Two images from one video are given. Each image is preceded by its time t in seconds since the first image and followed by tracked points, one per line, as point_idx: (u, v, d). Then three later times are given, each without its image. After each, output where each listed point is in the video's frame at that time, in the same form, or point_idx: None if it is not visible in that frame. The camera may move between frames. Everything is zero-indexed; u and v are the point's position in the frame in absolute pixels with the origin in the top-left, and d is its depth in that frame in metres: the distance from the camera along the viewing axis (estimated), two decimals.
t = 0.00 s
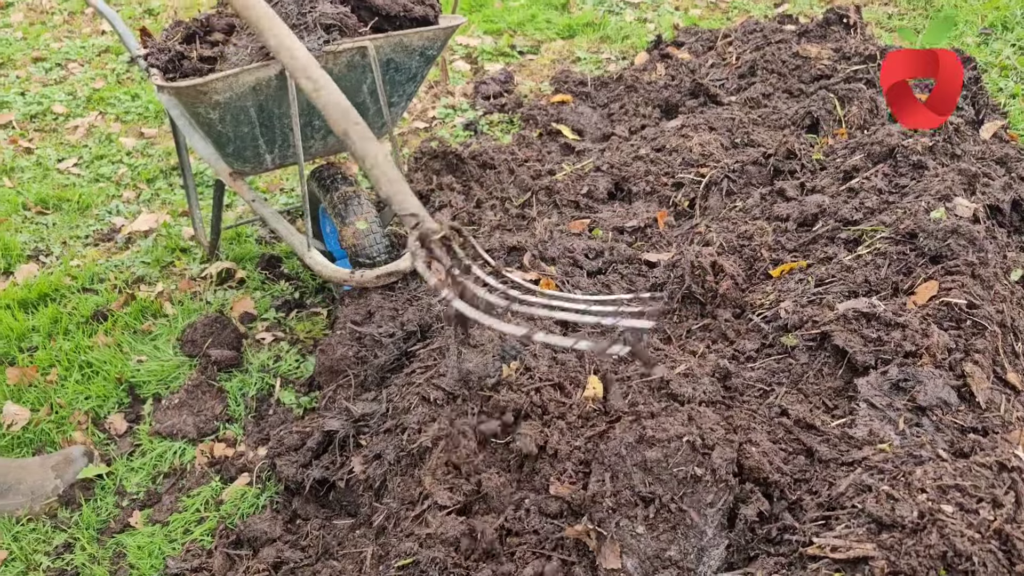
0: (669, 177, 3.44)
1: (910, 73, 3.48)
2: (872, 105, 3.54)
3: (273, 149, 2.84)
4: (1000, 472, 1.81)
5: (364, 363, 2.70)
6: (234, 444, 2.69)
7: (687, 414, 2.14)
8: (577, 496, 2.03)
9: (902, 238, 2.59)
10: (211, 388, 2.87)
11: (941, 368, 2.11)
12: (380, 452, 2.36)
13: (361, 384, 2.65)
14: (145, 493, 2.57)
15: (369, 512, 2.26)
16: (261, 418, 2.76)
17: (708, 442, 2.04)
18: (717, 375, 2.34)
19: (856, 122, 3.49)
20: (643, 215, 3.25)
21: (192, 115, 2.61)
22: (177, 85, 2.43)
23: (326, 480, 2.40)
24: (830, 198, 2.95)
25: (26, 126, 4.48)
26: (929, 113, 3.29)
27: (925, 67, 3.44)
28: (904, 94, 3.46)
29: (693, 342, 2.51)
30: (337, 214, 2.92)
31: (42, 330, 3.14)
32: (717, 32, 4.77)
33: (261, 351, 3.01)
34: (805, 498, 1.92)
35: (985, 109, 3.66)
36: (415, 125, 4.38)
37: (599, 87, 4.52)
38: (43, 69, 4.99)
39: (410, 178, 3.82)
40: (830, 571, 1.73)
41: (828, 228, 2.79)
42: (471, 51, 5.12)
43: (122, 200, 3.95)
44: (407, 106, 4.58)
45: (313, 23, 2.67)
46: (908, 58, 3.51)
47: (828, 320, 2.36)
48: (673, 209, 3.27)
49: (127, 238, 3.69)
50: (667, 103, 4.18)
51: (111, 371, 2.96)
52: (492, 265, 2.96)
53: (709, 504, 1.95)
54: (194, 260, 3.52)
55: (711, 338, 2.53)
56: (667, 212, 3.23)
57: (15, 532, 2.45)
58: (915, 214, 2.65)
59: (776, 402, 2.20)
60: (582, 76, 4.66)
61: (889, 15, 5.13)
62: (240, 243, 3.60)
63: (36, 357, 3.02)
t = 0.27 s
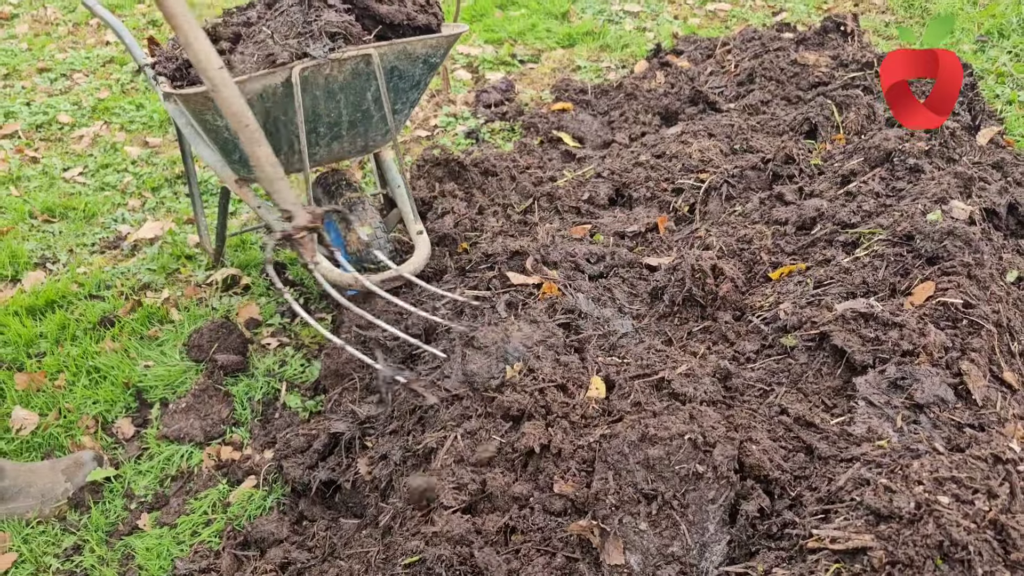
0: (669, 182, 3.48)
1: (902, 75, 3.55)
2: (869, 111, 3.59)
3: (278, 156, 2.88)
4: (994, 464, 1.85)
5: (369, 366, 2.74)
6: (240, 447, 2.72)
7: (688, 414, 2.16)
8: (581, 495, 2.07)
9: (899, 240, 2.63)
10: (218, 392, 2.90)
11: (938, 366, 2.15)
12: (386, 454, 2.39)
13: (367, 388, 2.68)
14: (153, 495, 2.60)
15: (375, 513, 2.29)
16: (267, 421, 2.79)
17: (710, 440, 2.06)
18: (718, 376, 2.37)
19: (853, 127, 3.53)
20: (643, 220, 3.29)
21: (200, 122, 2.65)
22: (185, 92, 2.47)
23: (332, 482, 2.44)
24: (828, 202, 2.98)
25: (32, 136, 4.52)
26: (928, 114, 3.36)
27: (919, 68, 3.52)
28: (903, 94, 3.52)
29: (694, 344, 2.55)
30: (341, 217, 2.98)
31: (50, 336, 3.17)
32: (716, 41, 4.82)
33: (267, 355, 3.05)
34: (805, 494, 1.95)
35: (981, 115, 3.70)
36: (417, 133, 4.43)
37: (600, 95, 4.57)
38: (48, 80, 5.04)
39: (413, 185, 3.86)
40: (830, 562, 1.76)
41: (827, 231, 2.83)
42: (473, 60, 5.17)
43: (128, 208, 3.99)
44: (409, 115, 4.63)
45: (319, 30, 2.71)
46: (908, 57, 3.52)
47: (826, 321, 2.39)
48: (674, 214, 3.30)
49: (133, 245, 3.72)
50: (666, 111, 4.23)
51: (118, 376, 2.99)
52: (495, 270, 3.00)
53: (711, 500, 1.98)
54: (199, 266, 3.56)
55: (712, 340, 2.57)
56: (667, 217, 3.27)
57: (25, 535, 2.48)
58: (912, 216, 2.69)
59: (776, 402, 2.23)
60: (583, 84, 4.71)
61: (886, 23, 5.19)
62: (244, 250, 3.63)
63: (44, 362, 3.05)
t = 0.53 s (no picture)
0: (669, 187, 3.51)
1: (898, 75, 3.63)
2: (867, 115, 3.62)
3: (282, 162, 2.91)
4: (989, 462, 1.88)
5: (372, 369, 2.76)
6: (245, 450, 2.75)
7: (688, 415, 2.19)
8: (583, 495, 2.10)
9: (896, 243, 2.66)
10: (223, 396, 2.93)
11: (935, 366, 2.17)
12: (390, 455, 2.42)
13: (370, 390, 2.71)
14: (158, 498, 2.63)
15: (379, 514, 2.31)
16: (271, 424, 2.82)
17: (710, 440, 2.08)
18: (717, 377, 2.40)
19: (851, 131, 3.56)
20: (643, 224, 3.32)
21: (204, 129, 2.68)
22: (191, 100, 2.50)
23: (336, 483, 2.46)
24: (826, 206, 3.01)
25: (37, 143, 4.56)
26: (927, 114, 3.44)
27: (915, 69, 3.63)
28: (903, 94, 3.59)
29: (694, 346, 2.59)
30: (345, 224, 3.01)
31: (55, 341, 3.20)
32: (715, 46, 4.86)
33: (271, 359, 3.07)
34: (804, 493, 1.98)
35: (978, 118, 3.73)
36: (419, 138, 4.47)
37: (600, 100, 4.61)
38: (52, 87, 5.08)
39: (415, 190, 3.90)
40: (828, 559, 1.79)
41: (825, 234, 2.85)
42: (474, 66, 5.21)
43: (132, 214, 4.02)
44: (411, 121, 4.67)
45: (322, 38, 2.75)
46: (908, 57, 3.61)
47: (825, 322, 2.42)
48: (674, 217, 3.33)
49: (138, 251, 3.75)
50: (666, 115, 4.27)
51: (124, 380, 3.01)
52: (496, 273, 3.03)
53: (712, 500, 2.00)
54: (203, 271, 3.59)
55: (712, 342, 2.60)
56: (668, 221, 3.30)
57: (32, 537, 2.50)
58: (909, 219, 2.72)
59: (775, 403, 2.26)
60: (583, 89, 4.75)
61: (884, 27, 5.23)
62: (248, 255, 3.67)
63: (49, 367, 3.08)
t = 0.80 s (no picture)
0: (670, 189, 3.52)
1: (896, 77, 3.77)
2: (868, 118, 3.63)
3: (285, 165, 2.92)
4: (988, 462, 1.88)
5: (374, 370, 2.76)
6: (247, 452, 2.76)
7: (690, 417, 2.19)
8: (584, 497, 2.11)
9: (897, 244, 2.66)
10: (226, 398, 2.94)
11: (935, 367, 2.17)
12: (392, 457, 2.42)
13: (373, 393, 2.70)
14: (161, 500, 2.64)
15: (381, 515, 2.32)
16: (274, 426, 2.83)
17: (712, 441, 2.09)
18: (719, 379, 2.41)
19: (853, 134, 3.57)
20: (645, 226, 3.32)
21: (208, 133, 2.70)
22: (194, 102, 2.51)
23: (339, 485, 2.47)
24: (827, 207, 3.01)
25: (41, 147, 4.58)
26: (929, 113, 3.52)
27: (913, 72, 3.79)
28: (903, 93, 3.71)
29: (695, 347, 2.59)
30: (348, 228, 3.01)
31: (59, 344, 3.21)
32: (717, 49, 4.88)
33: (274, 361, 3.08)
34: (804, 493, 1.98)
35: (979, 121, 3.74)
36: (421, 142, 4.48)
37: (602, 103, 4.62)
38: (56, 91, 5.11)
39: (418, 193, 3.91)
40: (827, 558, 1.79)
41: (826, 236, 2.86)
42: (476, 70, 5.23)
43: (136, 217, 4.04)
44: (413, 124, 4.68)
45: (324, 42, 2.77)
46: (908, 60, 3.79)
47: (826, 323, 2.42)
48: (675, 220, 3.34)
49: (141, 254, 3.77)
50: (668, 118, 4.28)
51: (127, 382, 3.03)
52: (498, 275, 3.03)
53: (713, 501, 2.01)
54: (207, 274, 3.60)
55: (713, 343, 2.60)
56: (669, 223, 3.30)
57: (35, 539, 2.51)
58: (909, 221, 2.72)
59: (776, 404, 2.27)
60: (585, 92, 4.76)
61: (885, 30, 5.24)
62: (251, 258, 3.68)
63: (53, 369, 3.09)
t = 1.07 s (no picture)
0: (676, 191, 3.50)
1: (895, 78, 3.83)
2: (876, 119, 3.60)
3: (289, 166, 2.92)
4: (998, 467, 1.86)
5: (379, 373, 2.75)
6: (251, 454, 2.75)
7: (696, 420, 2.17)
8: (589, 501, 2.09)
9: (905, 246, 2.64)
10: (230, 400, 2.93)
11: (943, 371, 2.16)
12: (396, 459, 2.41)
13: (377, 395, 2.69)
14: (165, 502, 2.63)
15: (385, 519, 2.31)
16: (278, 428, 2.82)
17: (719, 445, 2.07)
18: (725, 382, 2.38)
19: (860, 135, 3.55)
20: (651, 227, 3.31)
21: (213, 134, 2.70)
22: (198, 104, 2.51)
23: (343, 488, 2.46)
24: (834, 209, 2.99)
25: (47, 148, 4.59)
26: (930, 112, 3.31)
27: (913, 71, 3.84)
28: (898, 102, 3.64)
29: (702, 350, 2.57)
30: (352, 229, 3.00)
31: (64, 346, 3.21)
32: (723, 51, 4.86)
33: (278, 363, 3.08)
34: (811, 498, 1.96)
35: (988, 122, 3.71)
36: (426, 143, 4.47)
37: (607, 105, 4.60)
38: (62, 93, 5.12)
39: (423, 194, 3.90)
40: (835, 564, 1.77)
41: (833, 237, 2.83)
42: (482, 71, 5.22)
43: (141, 219, 4.04)
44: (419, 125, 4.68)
45: (328, 42, 2.76)
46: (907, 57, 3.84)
47: (833, 326, 2.40)
48: (681, 222, 3.32)
49: (146, 255, 3.77)
50: (674, 119, 4.26)
51: (131, 384, 3.02)
52: (503, 277, 3.02)
53: (720, 506, 1.99)
54: (211, 276, 3.60)
55: (719, 346, 2.58)
56: (675, 225, 3.29)
57: (40, 541, 2.51)
58: (917, 223, 2.70)
59: (783, 407, 2.25)
60: (591, 94, 4.74)
61: (892, 31, 5.21)
62: (256, 259, 3.67)
63: (58, 371, 3.09)
